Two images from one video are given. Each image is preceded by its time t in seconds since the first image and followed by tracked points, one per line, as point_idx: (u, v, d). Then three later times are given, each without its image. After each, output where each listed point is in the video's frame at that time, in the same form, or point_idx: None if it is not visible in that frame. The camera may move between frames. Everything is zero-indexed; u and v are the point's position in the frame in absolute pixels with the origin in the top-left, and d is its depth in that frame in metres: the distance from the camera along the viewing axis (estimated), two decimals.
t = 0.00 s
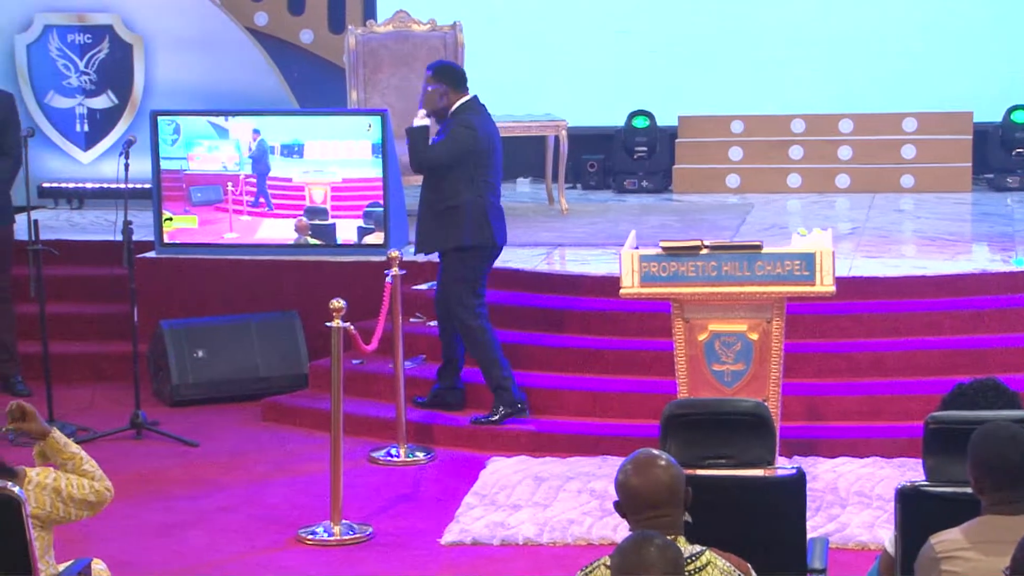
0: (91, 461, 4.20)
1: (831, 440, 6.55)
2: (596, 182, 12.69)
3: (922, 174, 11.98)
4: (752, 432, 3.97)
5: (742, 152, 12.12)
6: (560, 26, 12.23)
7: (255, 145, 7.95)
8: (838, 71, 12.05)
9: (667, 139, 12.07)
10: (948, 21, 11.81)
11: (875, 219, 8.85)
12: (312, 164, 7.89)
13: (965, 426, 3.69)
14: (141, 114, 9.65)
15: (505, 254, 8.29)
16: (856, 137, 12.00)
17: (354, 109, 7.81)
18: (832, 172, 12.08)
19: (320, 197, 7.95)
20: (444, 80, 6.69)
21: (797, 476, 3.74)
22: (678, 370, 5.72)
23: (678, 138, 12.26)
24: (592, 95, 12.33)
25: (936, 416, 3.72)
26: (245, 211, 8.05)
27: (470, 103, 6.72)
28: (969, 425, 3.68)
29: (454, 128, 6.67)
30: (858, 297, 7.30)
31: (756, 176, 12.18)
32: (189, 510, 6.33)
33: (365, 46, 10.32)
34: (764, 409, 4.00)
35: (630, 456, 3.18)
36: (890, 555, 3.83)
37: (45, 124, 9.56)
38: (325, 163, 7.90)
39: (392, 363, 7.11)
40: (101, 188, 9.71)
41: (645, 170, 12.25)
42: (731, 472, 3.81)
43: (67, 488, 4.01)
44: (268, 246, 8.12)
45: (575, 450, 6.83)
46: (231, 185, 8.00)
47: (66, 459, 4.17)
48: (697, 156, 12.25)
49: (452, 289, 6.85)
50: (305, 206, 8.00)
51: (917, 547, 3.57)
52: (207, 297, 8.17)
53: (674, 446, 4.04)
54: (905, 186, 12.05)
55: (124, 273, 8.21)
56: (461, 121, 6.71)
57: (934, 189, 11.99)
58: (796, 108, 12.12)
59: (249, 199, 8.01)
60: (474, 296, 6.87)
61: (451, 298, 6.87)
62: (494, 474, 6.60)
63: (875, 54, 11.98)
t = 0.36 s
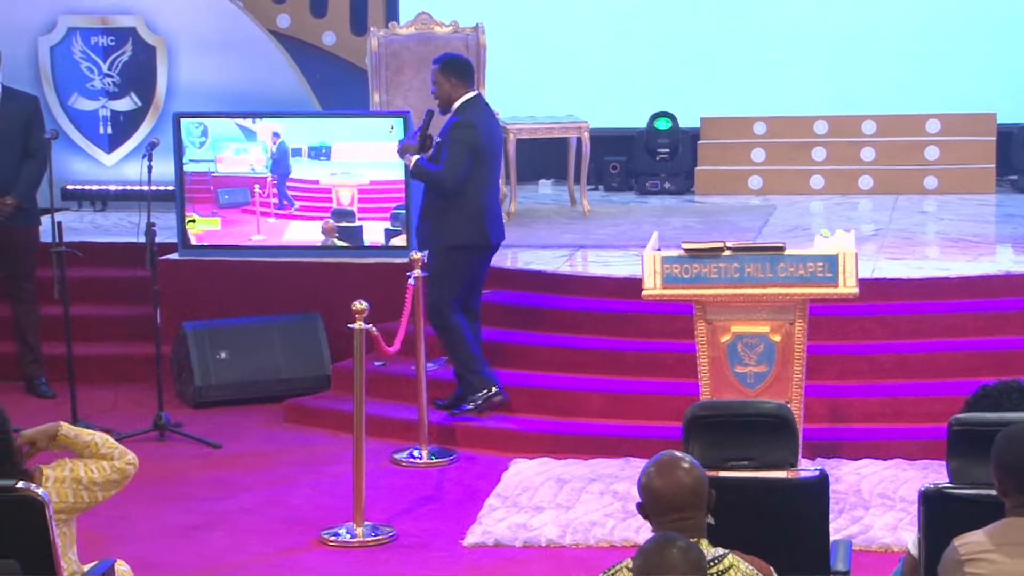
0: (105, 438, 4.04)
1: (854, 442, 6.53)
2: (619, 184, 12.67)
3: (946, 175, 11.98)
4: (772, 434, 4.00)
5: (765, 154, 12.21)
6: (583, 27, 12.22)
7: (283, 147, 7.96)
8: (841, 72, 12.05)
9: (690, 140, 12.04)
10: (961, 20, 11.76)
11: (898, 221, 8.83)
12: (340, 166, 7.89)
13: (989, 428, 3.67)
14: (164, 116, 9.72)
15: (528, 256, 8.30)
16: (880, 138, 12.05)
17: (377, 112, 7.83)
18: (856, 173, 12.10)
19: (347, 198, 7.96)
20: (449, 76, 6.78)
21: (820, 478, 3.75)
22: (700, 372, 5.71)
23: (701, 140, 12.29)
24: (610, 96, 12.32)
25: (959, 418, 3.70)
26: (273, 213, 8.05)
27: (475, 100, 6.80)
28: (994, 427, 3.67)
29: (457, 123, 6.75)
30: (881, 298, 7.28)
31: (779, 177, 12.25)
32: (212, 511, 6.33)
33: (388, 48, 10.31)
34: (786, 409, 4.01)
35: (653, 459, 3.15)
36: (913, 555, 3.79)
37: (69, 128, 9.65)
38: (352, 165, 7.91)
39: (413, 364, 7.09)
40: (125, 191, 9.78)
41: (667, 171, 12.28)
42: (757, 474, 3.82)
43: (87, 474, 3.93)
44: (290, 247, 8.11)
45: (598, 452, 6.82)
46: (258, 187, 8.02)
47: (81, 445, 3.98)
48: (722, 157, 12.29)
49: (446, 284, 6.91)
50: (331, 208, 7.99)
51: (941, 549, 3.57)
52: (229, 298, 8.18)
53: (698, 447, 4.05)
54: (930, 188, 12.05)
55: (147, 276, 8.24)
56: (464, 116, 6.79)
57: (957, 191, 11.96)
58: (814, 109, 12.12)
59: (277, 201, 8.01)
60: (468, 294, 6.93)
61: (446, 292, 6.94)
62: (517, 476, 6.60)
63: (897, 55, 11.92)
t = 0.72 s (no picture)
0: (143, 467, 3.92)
1: (882, 444, 6.52)
2: (645, 185, 12.58)
3: (973, 176, 11.91)
4: (799, 435, 3.97)
5: (793, 155, 12.17)
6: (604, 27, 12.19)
7: (316, 149, 8.00)
8: (864, 73, 12.03)
9: (716, 140, 12.15)
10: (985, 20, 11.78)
11: (925, 222, 8.82)
12: (372, 169, 7.93)
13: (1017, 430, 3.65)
14: (191, 118, 9.81)
15: (554, 257, 8.30)
16: (907, 139, 12.04)
17: (404, 114, 7.89)
18: (883, 175, 12.06)
19: (379, 201, 8.00)
20: (453, 79, 6.79)
21: (847, 478, 3.75)
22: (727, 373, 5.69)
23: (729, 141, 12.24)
24: (633, 96, 12.29)
25: (988, 420, 3.69)
26: (306, 215, 8.10)
27: (479, 102, 6.81)
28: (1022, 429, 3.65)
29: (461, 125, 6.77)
30: (908, 300, 7.27)
31: (805, 179, 12.19)
32: (239, 512, 6.34)
33: (414, 49, 10.31)
34: (813, 412, 3.97)
35: (680, 459, 3.14)
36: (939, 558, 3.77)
37: (96, 129, 9.72)
38: (384, 167, 7.94)
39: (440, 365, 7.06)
40: (154, 193, 9.78)
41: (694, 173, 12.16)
42: (783, 475, 3.82)
43: (120, 490, 3.77)
44: (322, 249, 8.17)
45: (625, 454, 6.81)
46: (290, 189, 8.04)
47: (117, 463, 3.87)
48: (748, 158, 12.19)
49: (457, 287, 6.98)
50: (364, 210, 8.05)
51: (968, 552, 3.53)
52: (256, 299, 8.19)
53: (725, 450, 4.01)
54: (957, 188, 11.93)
55: (174, 277, 8.27)
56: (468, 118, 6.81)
57: (984, 192, 11.92)
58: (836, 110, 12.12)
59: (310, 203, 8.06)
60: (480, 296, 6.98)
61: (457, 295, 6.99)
62: (543, 478, 6.60)
63: (921, 55, 11.92)
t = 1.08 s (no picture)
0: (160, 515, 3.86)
1: (906, 444, 6.50)
2: (668, 185, 12.56)
3: (997, 176, 11.89)
4: (822, 435, 3.98)
5: (816, 155, 12.17)
6: (622, 26, 12.20)
7: (344, 149, 7.98)
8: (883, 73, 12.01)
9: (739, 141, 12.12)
10: (1006, 20, 11.74)
11: (949, 222, 8.79)
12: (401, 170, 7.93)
13: None
14: (214, 118, 9.90)
15: (576, 257, 8.30)
16: (930, 139, 12.01)
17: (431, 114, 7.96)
18: (907, 175, 12.07)
19: (407, 201, 8.00)
20: (445, 84, 6.78)
21: (871, 481, 3.74)
22: (750, 374, 5.64)
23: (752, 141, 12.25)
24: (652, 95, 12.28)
25: (1012, 420, 3.69)
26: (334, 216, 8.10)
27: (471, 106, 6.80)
28: None
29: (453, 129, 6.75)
30: (932, 300, 7.26)
31: (828, 179, 12.19)
32: (263, 512, 6.35)
33: (436, 49, 10.31)
34: (837, 413, 3.99)
35: (706, 458, 3.14)
36: (963, 559, 3.74)
37: (120, 129, 9.85)
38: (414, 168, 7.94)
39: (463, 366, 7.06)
40: (177, 193, 9.89)
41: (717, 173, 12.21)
42: (812, 475, 3.81)
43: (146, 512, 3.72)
44: (348, 250, 8.19)
45: (648, 454, 6.80)
46: (318, 189, 8.05)
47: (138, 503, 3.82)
48: (771, 159, 12.22)
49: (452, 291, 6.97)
50: (392, 211, 8.05)
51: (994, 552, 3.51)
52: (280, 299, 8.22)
53: (749, 448, 4.04)
54: (981, 189, 11.95)
55: (198, 278, 8.30)
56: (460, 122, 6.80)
57: (1008, 192, 11.88)
58: (854, 111, 12.11)
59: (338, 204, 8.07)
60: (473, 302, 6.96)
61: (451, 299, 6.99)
62: (566, 478, 6.59)
63: (940, 54, 11.89)
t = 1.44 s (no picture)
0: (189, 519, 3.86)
1: (930, 445, 6.48)
2: (691, 186, 12.52)
3: (1021, 176, 11.80)
4: (845, 436, 4.03)
5: (840, 155, 12.12)
6: (640, 28, 12.22)
7: (372, 151, 8.05)
8: (904, 73, 11.99)
9: (763, 141, 12.10)
10: None
11: (974, 222, 8.76)
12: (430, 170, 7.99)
13: None
14: (238, 119, 10.01)
15: (599, 258, 8.30)
16: (955, 139, 11.94)
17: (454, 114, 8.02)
18: (931, 176, 11.97)
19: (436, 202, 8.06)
20: (442, 86, 6.83)
21: (896, 481, 3.73)
22: (773, 376, 5.61)
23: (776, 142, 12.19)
24: (671, 96, 12.30)
25: None
26: (361, 216, 8.16)
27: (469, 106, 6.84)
28: None
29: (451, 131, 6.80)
30: (956, 301, 7.25)
31: (852, 180, 12.11)
32: (286, 512, 6.35)
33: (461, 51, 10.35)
34: (859, 414, 4.05)
35: (732, 460, 3.13)
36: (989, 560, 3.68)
37: (143, 131, 10.02)
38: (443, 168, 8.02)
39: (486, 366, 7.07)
40: (201, 194, 10.00)
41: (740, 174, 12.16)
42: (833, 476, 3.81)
43: (174, 511, 3.72)
44: (375, 250, 8.22)
45: (672, 454, 6.78)
46: (346, 190, 8.11)
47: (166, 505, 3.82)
48: (793, 158, 12.17)
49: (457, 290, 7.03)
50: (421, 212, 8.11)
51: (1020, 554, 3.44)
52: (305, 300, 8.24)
53: (770, 449, 4.06)
54: (1007, 189, 11.85)
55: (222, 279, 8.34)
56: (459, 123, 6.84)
57: None
58: (874, 111, 12.11)
59: (366, 204, 8.14)
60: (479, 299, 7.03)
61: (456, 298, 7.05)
62: (589, 479, 6.58)
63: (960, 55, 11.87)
